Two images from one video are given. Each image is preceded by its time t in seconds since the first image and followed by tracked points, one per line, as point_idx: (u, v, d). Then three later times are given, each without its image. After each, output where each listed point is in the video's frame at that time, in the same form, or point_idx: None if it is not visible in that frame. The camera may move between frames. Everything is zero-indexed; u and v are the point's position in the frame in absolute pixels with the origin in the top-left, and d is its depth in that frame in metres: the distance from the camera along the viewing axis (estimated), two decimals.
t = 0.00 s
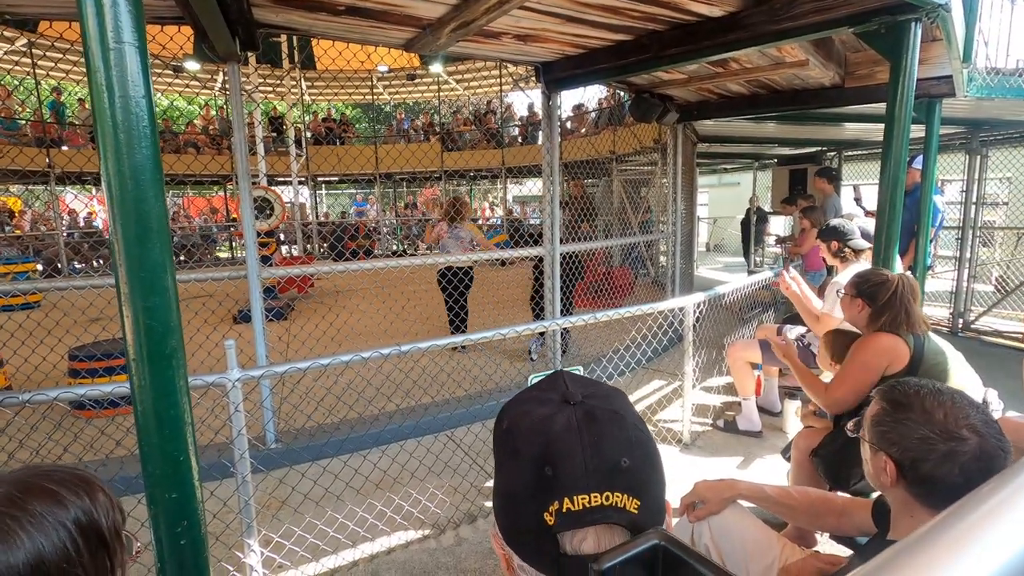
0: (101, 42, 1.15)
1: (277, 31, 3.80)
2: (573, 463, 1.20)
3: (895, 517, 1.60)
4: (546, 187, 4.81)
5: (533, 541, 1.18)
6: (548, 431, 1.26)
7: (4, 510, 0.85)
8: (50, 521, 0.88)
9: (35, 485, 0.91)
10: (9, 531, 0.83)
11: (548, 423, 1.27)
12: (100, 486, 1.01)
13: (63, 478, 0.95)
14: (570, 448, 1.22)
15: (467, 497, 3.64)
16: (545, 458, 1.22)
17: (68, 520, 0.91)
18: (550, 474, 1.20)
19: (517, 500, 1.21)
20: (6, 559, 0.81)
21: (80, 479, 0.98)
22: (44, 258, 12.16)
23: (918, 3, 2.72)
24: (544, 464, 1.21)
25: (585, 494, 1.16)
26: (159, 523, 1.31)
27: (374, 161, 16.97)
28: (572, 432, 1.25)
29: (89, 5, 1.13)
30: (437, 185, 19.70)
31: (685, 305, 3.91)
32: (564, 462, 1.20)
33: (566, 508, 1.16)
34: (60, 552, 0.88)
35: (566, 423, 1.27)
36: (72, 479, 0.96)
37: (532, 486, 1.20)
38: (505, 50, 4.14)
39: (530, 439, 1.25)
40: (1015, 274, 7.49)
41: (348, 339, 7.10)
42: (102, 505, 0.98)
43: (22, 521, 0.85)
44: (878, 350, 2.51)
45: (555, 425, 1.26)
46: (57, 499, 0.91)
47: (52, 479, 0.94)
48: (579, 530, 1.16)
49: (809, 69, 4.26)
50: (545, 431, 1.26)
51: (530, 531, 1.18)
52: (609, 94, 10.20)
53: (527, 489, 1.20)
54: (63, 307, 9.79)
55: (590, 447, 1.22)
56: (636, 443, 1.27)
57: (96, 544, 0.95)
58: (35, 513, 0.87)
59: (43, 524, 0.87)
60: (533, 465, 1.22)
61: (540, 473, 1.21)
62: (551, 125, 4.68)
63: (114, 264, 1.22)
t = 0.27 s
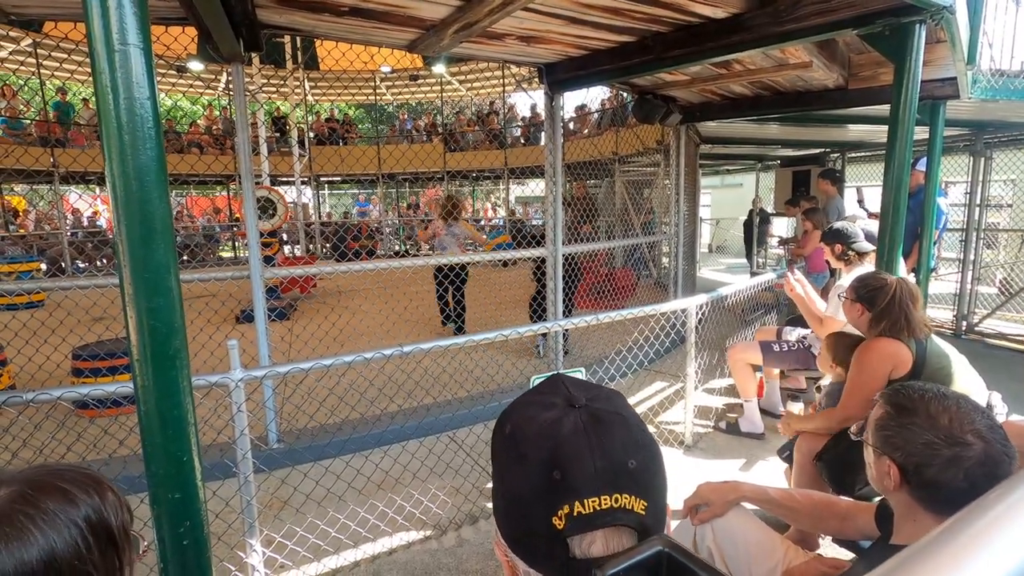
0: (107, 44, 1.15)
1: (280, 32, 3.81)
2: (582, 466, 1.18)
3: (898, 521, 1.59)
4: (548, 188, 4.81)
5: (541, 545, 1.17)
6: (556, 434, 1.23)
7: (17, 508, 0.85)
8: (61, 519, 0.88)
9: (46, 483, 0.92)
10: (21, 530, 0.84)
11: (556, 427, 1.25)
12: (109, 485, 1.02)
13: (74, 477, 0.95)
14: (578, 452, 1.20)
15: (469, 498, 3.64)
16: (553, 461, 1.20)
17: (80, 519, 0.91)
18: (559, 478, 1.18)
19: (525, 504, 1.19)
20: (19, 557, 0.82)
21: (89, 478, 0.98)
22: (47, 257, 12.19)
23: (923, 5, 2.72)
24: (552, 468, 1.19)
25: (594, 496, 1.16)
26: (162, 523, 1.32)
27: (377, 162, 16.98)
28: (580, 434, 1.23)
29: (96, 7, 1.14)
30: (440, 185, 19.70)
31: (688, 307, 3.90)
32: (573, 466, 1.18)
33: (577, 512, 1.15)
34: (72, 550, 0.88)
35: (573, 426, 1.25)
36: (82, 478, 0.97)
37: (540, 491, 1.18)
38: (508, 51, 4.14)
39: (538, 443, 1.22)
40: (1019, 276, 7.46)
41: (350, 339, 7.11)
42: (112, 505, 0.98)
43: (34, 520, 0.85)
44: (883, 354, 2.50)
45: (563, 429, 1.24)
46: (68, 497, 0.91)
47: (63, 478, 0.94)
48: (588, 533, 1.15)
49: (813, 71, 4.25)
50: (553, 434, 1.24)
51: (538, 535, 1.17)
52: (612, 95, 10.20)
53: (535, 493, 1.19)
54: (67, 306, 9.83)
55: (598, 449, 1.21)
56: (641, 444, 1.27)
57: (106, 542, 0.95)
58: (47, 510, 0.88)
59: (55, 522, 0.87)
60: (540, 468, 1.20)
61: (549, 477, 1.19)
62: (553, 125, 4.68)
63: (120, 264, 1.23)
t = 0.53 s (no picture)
0: (115, 43, 1.15)
1: (285, 32, 3.81)
2: (589, 468, 1.18)
3: (904, 524, 1.59)
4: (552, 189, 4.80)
5: (548, 548, 1.17)
6: (563, 436, 1.23)
7: (28, 504, 0.85)
8: (72, 516, 0.89)
9: (56, 480, 0.92)
10: (34, 526, 0.84)
11: (562, 428, 1.24)
12: (118, 483, 1.02)
13: (83, 475, 0.95)
14: (586, 454, 1.20)
15: (471, 498, 3.64)
16: (560, 464, 1.19)
17: (89, 515, 0.91)
18: (567, 481, 1.17)
19: (532, 506, 1.19)
20: (31, 553, 0.82)
21: (99, 475, 0.99)
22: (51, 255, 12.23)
23: (930, 6, 2.70)
24: (560, 470, 1.19)
25: (603, 499, 1.16)
26: (167, 521, 1.32)
27: (380, 162, 17.00)
28: (587, 437, 1.23)
29: (105, 7, 1.14)
30: (443, 185, 19.71)
31: (691, 308, 3.89)
32: (581, 468, 1.18)
33: (586, 515, 1.15)
34: (82, 546, 0.88)
35: (580, 428, 1.25)
36: (91, 475, 0.97)
37: (547, 494, 1.18)
38: (512, 51, 4.14)
39: (545, 445, 1.22)
40: None
41: (353, 339, 7.12)
42: (121, 502, 0.99)
43: (46, 516, 0.86)
44: (887, 357, 2.49)
45: (569, 430, 1.24)
46: (78, 494, 0.91)
47: (72, 475, 0.95)
48: (597, 535, 1.16)
49: (818, 72, 4.24)
50: (560, 436, 1.23)
51: (545, 537, 1.17)
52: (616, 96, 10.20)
53: (543, 495, 1.18)
54: (72, 304, 9.87)
55: (606, 451, 1.21)
56: (647, 446, 1.27)
57: (115, 540, 0.95)
58: (58, 507, 0.88)
59: (66, 518, 0.88)
60: (548, 470, 1.19)
61: (556, 479, 1.18)
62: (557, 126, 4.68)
63: (127, 264, 1.23)
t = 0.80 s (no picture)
0: (118, 42, 1.16)
1: (287, 31, 3.82)
2: (593, 468, 1.18)
3: (906, 525, 1.58)
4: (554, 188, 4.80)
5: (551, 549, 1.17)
6: (565, 436, 1.23)
7: (32, 502, 0.86)
8: (75, 513, 0.89)
9: (60, 478, 0.93)
10: (38, 523, 0.84)
11: (564, 429, 1.24)
12: (120, 481, 1.02)
13: (86, 473, 0.96)
14: (588, 454, 1.20)
15: (473, 498, 3.65)
16: (563, 464, 1.19)
17: (93, 513, 0.91)
18: (570, 482, 1.17)
19: (533, 506, 1.19)
20: (36, 550, 0.82)
21: (101, 474, 0.99)
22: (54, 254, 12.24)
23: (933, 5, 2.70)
24: (563, 471, 1.18)
25: (607, 500, 1.16)
26: (169, 519, 1.32)
27: (382, 161, 16.99)
28: (590, 437, 1.23)
29: (108, 6, 1.14)
30: (445, 185, 19.69)
31: (693, 308, 3.88)
32: (584, 468, 1.18)
33: (589, 516, 1.15)
34: (86, 544, 0.89)
35: (583, 428, 1.25)
36: (95, 474, 0.97)
37: (549, 495, 1.18)
38: (515, 50, 4.14)
39: (546, 445, 1.22)
40: None
41: (355, 338, 7.12)
42: (124, 500, 0.99)
43: (49, 513, 0.86)
44: (889, 358, 2.49)
45: (571, 431, 1.24)
46: (82, 492, 0.92)
47: (76, 473, 0.95)
48: (600, 537, 1.16)
49: (821, 71, 4.23)
50: (563, 436, 1.23)
51: (549, 538, 1.17)
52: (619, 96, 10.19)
53: (546, 496, 1.18)
54: (75, 303, 9.89)
55: (609, 451, 1.21)
56: (650, 446, 1.27)
57: (118, 538, 0.95)
58: (62, 504, 0.88)
59: (70, 515, 0.88)
60: (551, 471, 1.19)
61: (559, 480, 1.18)
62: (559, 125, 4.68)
63: (129, 262, 1.23)
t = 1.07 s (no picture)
0: (123, 42, 1.16)
1: (290, 31, 3.82)
2: (594, 468, 1.18)
3: (907, 525, 1.58)
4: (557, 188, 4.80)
5: (552, 550, 1.18)
6: (566, 437, 1.23)
7: (41, 502, 0.86)
8: (84, 511, 0.89)
9: (69, 476, 0.93)
10: (47, 521, 0.85)
11: (565, 430, 1.24)
12: (129, 479, 1.03)
13: (94, 471, 0.96)
14: (589, 455, 1.20)
15: (475, 497, 3.65)
16: (565, 465, 1.19)
17: (102, 511, 0.92)
18: (571, 483, 1.18)
19: (534, 507, 1.19)
20: (45, 548, 0.83)
21: (110, 472, 1.00)
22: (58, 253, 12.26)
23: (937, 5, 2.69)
24: (565, 472, 1.19)
25: (609, 500, 1.17)
26: (173, 517, 1.33)
27: (385, 161, 17.01)
28: (590, 437, 1.23)
29: (113, 6, 1.15)
30: (447, 185, 19.69)
31: (695, 308, 3.88)
32: (585, 468, 1.18)
33: (591, 517, 1.15)
34: (94, 542, 0.89)
35: (583, 429, 1.25)
36: (103, 472, 0.98)
37: (551, 497, 1.18)
38: (517, 51, 4.14)
39: (547, 446, 1.22)
40: None
41: (358, 338, 7.13)
42: (132, 498, 0.99)
43: (57, 512, 0.86)
44: (891, 359, 2.49)
45: (572, 431, 1.24)
46: (91, 490, 0.92)
47: (85, 471, 0.96)
48: (602, 538, 1.16)
49: (824, 71, 4.22)
50: (563, 437, 1.23)
51: (551, 539, 1.17)
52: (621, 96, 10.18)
53: (547, 497, 1.18)
54: (79, 302, 9.92)
55: (610, 452, 1.22)
56: (650, 446, 1.28)
57: (126, 536, 0.96)
58: (71, 502, 0.89)
59: (79, 514, 0.89)
60: (553, 471, 1.19)
61: (561, 481, 1.18)
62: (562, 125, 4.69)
63: (134, 262, 1.24)
